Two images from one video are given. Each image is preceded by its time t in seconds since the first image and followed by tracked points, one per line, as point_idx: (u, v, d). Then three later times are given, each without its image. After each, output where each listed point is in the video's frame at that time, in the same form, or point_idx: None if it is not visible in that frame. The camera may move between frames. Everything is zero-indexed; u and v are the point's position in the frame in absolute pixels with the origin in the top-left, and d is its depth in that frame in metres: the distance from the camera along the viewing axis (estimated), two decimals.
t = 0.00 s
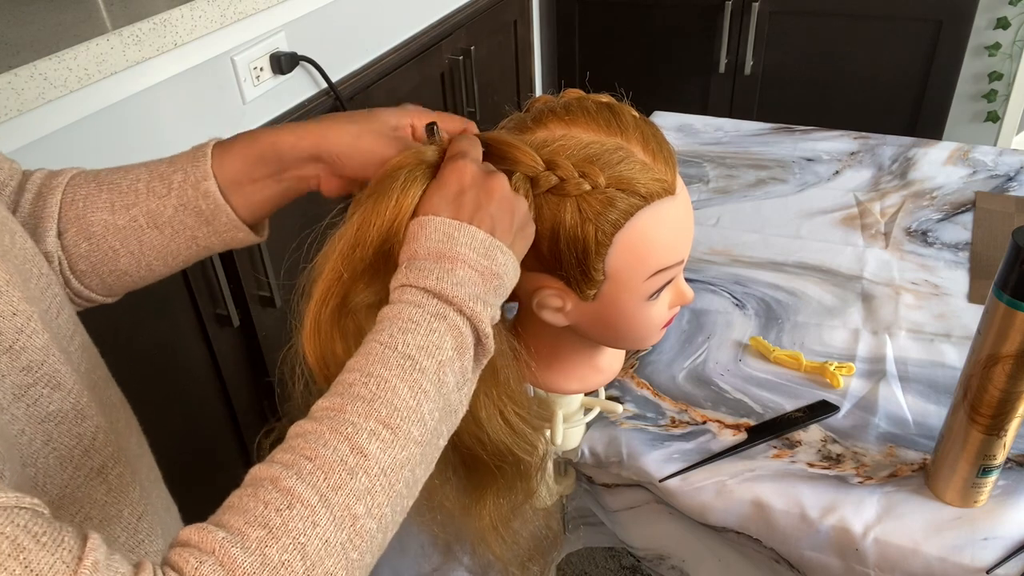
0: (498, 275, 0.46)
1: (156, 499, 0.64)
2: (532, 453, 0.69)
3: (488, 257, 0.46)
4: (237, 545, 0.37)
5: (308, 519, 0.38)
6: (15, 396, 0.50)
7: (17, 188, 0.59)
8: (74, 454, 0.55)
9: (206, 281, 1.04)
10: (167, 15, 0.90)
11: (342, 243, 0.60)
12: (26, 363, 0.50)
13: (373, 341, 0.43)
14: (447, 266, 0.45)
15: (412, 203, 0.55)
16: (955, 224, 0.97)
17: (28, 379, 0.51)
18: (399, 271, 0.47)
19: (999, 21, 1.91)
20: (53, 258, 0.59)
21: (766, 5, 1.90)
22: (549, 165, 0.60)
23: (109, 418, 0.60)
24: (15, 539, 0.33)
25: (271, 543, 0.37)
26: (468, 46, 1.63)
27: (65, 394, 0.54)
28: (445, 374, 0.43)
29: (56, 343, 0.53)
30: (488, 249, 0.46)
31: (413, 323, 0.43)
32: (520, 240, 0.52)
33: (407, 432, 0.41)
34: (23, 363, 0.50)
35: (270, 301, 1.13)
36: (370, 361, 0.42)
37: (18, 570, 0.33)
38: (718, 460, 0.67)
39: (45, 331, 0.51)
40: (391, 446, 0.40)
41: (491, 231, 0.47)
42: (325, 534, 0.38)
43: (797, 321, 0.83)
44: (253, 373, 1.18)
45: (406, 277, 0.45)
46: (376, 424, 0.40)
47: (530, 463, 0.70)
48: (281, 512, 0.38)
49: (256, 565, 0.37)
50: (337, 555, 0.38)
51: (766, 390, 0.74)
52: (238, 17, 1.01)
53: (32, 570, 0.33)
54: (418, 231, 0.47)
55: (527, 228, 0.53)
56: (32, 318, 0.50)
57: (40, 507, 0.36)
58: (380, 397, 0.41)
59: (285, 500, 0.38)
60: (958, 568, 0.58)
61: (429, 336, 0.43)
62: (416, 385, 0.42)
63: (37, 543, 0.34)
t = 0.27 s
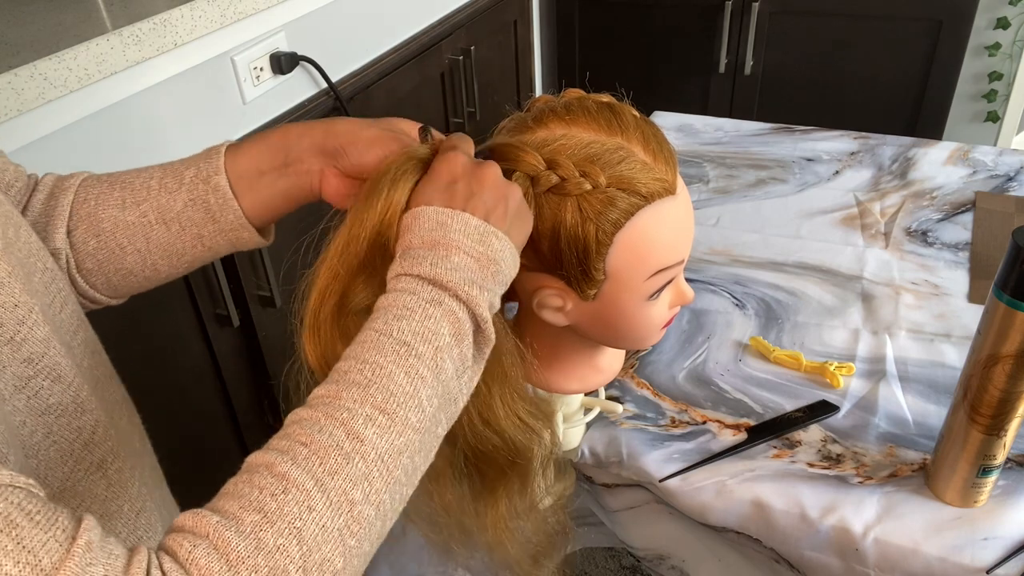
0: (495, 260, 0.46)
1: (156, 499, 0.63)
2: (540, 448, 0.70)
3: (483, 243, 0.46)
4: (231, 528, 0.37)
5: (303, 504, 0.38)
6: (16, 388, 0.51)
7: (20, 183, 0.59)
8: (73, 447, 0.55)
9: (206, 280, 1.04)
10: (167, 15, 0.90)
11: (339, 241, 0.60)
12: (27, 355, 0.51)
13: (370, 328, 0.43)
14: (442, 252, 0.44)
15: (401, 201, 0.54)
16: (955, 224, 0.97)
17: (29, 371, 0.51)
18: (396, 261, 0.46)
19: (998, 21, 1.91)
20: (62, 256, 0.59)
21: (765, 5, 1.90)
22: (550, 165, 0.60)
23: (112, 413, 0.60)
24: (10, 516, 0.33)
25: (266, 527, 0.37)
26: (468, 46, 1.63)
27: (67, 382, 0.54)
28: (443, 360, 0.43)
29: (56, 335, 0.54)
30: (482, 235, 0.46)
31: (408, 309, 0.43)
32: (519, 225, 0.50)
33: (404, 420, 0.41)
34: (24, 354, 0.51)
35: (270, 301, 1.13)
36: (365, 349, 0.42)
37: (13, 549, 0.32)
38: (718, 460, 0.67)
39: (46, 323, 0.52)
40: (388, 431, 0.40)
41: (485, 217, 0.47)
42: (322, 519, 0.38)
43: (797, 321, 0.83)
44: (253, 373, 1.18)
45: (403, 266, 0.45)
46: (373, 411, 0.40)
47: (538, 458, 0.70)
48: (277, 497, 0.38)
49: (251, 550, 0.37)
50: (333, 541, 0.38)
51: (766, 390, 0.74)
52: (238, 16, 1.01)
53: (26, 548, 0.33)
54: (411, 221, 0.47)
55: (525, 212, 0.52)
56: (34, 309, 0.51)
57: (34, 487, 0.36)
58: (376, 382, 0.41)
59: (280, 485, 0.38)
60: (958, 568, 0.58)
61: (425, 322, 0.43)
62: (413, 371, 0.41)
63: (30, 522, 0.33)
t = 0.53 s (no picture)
0: (490, 255, 0.45)
1: (152, 502, 0.63)
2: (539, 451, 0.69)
3: (479, 237, 0.45)
4: (221, 523, 0.37)
5: (295, 499, 0.38)
6: (20, 384, 0.50)
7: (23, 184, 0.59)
8: (75, 446, 0.55)
9: (206, 280, 1.04)
10: (167, 15, 0.90)
11: (333, 231, 0.60)
12: (30, 352, 0.51)
13: (366, 322, 0.43)
14: (438, 245, 0.44)
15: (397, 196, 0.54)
16: (955, 224, 0.97)
17: (32, 367, 0.51)
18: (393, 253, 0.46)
19: (999, 21, 1.91)
20: (66, 257, 0.59)
21: (766, 5, 1.90)
22: (550, 165, 0.60)
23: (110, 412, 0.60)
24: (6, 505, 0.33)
25: (256, 522, 0.37)
26: (468, 46, 1.63)
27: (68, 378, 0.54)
28: (438, 353, 0.43)
29: (57, 332, 0.54)
30: (478, 228, 0.46)
31: (403, 302, 0.43)
32: (515, 218, 0.50)
33: (397, 413, 0.40)
34: (28, 351, 0.51)
35: (270, 301, 1.13)
36: (359, 342, 0.42)
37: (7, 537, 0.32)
38: (718, 460, 0.67)
39: (48, 320, 0.52)
40: (382, 426, 0.40)
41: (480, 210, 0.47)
42: (314, 514, 0.38)
43: (797, 321, 0.83)
44: (252, 372, 1.18)
45: (401, 257, 0.45)
46: (366, 403, 0.40)
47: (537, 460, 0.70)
48: (267, 493, 0.38)
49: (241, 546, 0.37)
50: (327, 536, 0.38)
51: (766, 390, 0.74)
52: (238, 16, 1.01)
53: (21, 537, 0.33)
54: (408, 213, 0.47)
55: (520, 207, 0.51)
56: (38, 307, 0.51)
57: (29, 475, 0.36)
58: (369, 374, 0.41)
59: (270, 481, 0.38)
60: (958, 568, 0.58)
61: (419, 315, 0.42)
62: (407, 364, 0.41)
63: (24, 510, 0.33)
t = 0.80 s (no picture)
0: (489, 270, 0.47)
1: (155, 503, 0.63)
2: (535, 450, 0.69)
3: (485, 251, 0.47)
4: (223, 526, 0.36)
5: (297, 503, 0.37)
6: (31, 383, 0.50)
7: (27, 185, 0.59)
8: (84, 445, 0.55)
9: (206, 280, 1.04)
10: (167, 15, 0.90)
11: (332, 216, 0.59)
12: (39, 351, 0.51)
13: (369, 322, 0.42)
14: (447, 252, 0.45)
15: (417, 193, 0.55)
16: (955, 224, 0.97)
17: (42, 367, 0.51)
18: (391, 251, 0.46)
19: (999, 21, 1.91)
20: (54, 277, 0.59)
21: (766, 5, 1.90)
22: (548, 164, 0.60)
23: (113, 411, 0.60)
24: (18, 501, 0.33)
25: (259, 526, 0.37)
26: (468, 46, 1.63)
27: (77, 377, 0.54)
28: (433, 363, 0.43)
29: (64, 332, 0.54)
30: (486, 243, 0.47)
31: (408, 308, 0.43)
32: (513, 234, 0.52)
33: (396, 420, 0.41)
34: (37, 351, 0.51)
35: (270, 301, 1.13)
36: (363, 344, 0.41)
37: (16, 533, 0.32)
38: (717, 460, 0.67)
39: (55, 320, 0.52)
40: (382, 432, 0.40)
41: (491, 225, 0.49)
42: (314, 518, 0.38)
43: (797, 321, 0.83)
44: (252, 372, 1.18)
45: (403, 256, 0.45)
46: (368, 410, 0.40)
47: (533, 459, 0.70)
48: (269, 495, 0.37)
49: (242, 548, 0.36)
50: (325, 540, 0.38)
51: (766, 389, 0.74)
52: (238, 17, 1.01)
53: (32, 534, 0.32)
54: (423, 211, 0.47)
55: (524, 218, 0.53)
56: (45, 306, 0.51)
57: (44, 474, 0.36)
58: (373, 381, 0.41)
59: (274, 483, 0.38)
60: (958, 568, 0.58)
61: (423, 324, 0.43)
62: (408, 371, 0.42)
63: (36, 508, 0.33)
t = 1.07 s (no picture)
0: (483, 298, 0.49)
1: (165, 507, 0.63)
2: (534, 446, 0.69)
3: (482, 280, 0.48)
4: (235, 530, 0.37)
5: (306, 510, 0.38)
6: (47, 384, 0.50)
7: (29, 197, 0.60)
8: (97, 446, 0.55)
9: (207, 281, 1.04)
10: (167, 15, 0.90)
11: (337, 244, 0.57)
12: (54, 353, 0.51)
13: (376, 340, 0.43)
14: (451, 284, 0.46)
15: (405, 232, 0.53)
16: (955, 224, 0.97)
17: (57, 368, 0.51)
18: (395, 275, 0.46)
19: (999, 21, 1.91)
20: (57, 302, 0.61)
21: (766, 5, 1.89)
22: (548, 164, 0.60)
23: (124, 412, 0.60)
24: (36, 501, 0.33)
25: (270, 531, 0.37)
26: (468, 46, 1.63)
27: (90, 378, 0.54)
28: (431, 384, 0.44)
29: (78, 334, 0.54)
30: (484, 272, 0.49)
31: (416, 331, 0.44)
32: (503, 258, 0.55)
33: (399, 435, 0.42)
34: (52, 352, 0.51)
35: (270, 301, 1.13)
36: (371, 360, 0.42)
37: (34, 532, 0.32)
38: (718, 460, 0.67)
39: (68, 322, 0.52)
40: (385, 446, 0.41)
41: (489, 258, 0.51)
42: (321, 526, 0.38)
43: (797, 321, 0.83)
44: (252, 372, 1.18)
45: (407, 282, 0.45)
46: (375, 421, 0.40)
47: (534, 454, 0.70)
48: (281, 502, 0.37)
49: (255, 552, 0.36)
50: (329, 548, 0.38)
51: (766, 389, 0.74)
52: (238, 16, 1.01)
53: (49, 533, 0.32)
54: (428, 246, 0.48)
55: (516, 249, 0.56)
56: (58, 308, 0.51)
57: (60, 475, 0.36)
58: (382, 398, 0.41)
59: (284, 490, 0.38)
60: (958, 568, 0.58)
61: (427, 348, 0.44)
62: (411, 392, 0.42)
63: (53, 508, 0.33)
